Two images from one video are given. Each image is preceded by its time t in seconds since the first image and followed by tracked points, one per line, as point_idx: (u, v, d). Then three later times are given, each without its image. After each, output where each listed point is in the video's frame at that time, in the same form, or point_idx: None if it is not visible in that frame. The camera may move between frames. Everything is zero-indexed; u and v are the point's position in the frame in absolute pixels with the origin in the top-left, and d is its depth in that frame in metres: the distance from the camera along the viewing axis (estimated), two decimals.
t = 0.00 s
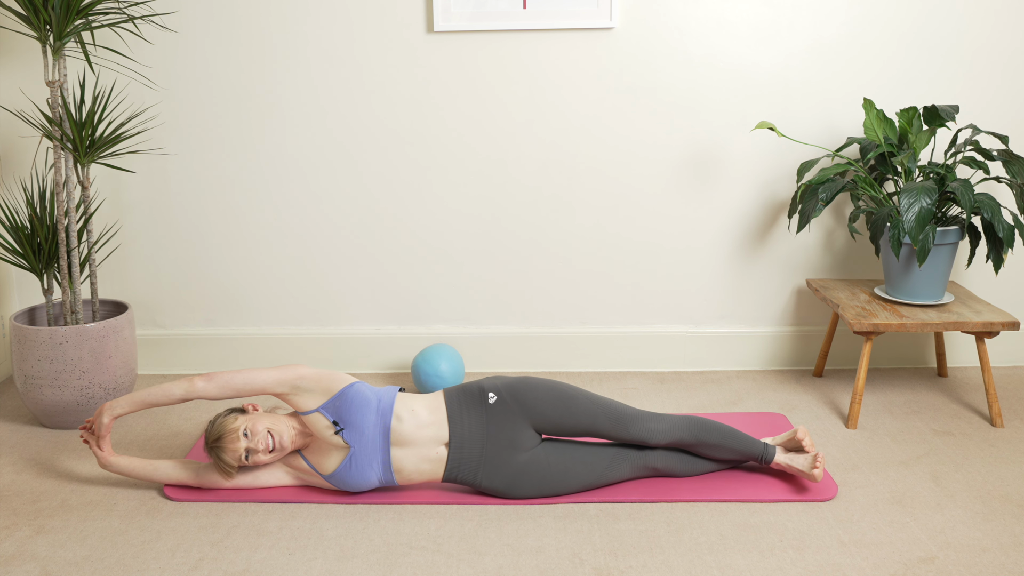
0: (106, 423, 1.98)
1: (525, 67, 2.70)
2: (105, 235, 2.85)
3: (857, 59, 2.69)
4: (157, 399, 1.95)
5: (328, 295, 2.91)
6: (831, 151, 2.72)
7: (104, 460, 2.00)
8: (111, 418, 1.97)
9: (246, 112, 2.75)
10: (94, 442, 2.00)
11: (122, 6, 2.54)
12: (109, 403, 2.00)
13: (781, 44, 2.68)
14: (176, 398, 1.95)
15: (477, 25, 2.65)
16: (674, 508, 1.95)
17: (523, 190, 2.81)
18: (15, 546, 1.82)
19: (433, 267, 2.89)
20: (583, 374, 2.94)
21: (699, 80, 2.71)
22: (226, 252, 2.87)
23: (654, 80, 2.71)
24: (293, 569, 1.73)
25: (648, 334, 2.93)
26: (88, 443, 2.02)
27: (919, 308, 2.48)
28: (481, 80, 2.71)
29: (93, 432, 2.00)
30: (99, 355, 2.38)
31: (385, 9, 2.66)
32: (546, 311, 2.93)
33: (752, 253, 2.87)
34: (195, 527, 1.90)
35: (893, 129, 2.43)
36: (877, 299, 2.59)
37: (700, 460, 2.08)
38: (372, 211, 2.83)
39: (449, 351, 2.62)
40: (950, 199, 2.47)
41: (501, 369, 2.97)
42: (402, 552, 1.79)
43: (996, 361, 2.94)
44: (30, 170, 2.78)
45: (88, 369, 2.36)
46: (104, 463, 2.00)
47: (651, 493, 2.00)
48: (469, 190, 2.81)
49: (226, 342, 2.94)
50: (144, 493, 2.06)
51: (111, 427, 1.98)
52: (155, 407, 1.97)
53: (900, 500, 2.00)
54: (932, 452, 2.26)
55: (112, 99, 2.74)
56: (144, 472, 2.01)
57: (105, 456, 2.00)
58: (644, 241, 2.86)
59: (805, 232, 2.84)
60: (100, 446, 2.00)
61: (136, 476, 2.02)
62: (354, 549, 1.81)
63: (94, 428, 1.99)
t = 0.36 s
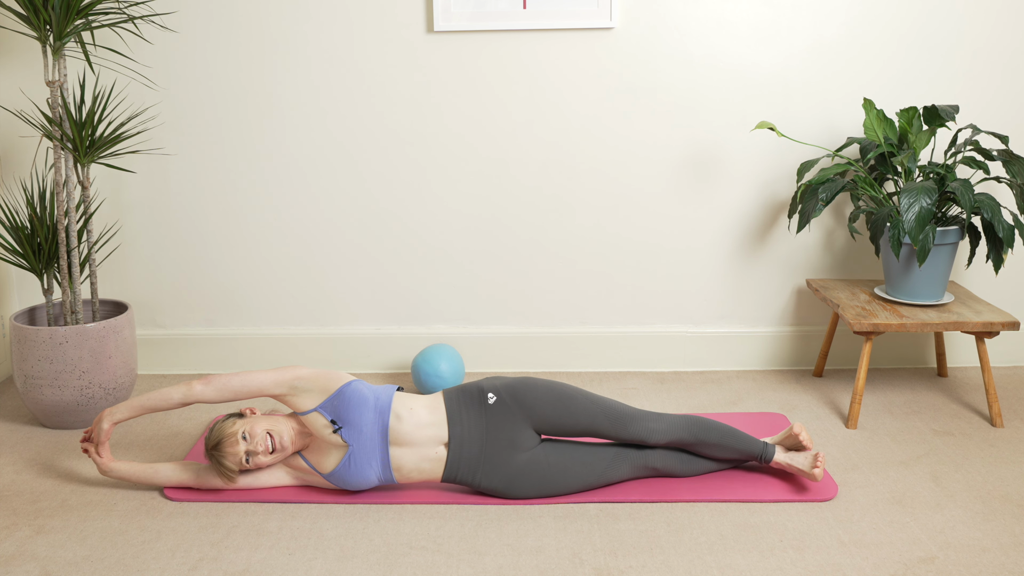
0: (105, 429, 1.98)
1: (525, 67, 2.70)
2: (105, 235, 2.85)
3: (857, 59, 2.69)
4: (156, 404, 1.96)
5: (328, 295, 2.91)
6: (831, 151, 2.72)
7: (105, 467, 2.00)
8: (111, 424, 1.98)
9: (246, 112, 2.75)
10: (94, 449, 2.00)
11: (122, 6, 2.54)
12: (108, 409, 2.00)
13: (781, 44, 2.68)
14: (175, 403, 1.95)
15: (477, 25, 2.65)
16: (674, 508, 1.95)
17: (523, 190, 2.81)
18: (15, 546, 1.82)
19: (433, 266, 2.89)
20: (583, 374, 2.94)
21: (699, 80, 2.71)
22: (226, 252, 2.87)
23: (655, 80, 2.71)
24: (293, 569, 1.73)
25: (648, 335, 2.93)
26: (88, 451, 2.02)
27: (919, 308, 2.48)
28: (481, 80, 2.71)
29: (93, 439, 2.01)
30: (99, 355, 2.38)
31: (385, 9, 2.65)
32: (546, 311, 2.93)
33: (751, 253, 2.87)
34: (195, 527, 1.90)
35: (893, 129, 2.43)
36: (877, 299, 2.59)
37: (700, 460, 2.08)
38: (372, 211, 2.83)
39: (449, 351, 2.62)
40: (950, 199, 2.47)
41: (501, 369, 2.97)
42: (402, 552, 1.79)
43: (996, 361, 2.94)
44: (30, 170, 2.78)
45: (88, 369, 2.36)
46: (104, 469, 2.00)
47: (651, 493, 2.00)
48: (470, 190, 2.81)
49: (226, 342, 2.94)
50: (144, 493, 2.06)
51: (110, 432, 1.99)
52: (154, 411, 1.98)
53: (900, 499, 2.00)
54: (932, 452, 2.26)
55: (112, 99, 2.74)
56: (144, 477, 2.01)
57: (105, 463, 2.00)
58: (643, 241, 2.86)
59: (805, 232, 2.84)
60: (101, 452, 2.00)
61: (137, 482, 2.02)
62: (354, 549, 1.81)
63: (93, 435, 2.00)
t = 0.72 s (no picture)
0: (105, 427, 1.98)
1: (525, 67, 2.70)
2: (105, 235, 2.85)
3: (857, 58, 2.69)
4: (155, 402, 1.96)
5: (328, 295, 2.91)
6: (831, 151, 2.72)
7: (104, 465, 2.00)
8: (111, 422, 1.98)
9: (246, 112, 2.75)
10: (94, 447, 2.01)
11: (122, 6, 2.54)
12: (108, 408, 2.01)
13: (781, 44, 2.68)
14: (173, 400, 1.95)
15: (477, 25, 2.65)
16: (674, 508, 1.95)
17: (523, 190, 2.81)
18: (15, 546, 1.82)
19: (433, 266, 2.89)
20: (583, 374, 2.94)
21: (699, 80, 2.71)
22: (226, 252, 2.87)
23: (655, 80, 2.71)
24: (293, 569, 1.73)
25: (648, 335, 2.93)
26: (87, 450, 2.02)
27: (919, 308, 2.48)
28: (481, 80, 2.71)
29: (93, 437, 2.01)
30: (99, 355, 2.38)
31: (385, 9, 2.65)
32: (546, 311, 2.93)
33: (751, 254, 2.87)
34: (195, 527, 1.90)
35: (893, 129, 2.43)
36: (877, 299, 2.59)
37: (699, 462, 2.08)
38: (372, 211, 2.83)
39: (449, 351, 2.62)
40: (950, 199, 2.47)
41: (500, 369, 2.97)
42: (402, 552, 1.79)
43: (996, 361, 2.94)
44: (30, 170, 2.78)
45: (88, 369, 2.36)
46: (104, 467, 2.00)
47: (651, 493, 2.00)
48: (470, 190, 2.81)
49: (226, 342, 2.94)
50: (144, 493, 2.06)
51: (109, 430, 1.99)
52: (154, 409, 1.98)
53: (900, 500, 2.00)
54: (932, 452, 2.26)
55: (112, 99, 2.74)
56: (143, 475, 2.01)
57: (104, 461, 2.00)
58: (643, 241, 2.86)
59: (805, 232, 2.84)
60: (101, 450, 2.00)
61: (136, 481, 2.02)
62: (354, 549, 1.81)
63: (93, 434, 2.00)
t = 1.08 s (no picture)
0: (109, 421, 1.99)
1: (525, 67, 2.70)
2: (105, 235, 2.85)
3: (857, 58, 2.69)
4: (158, 400, 1.96)
5: (328, 295, 2.91)
6: (831, 151, 2.72)
7: (106, 459, 2.00)
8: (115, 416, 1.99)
9: (245, 112, 2.74)
10: (96, 442, 2.01)
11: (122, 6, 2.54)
12: (112, 403, 2.02)
13: (781, 44, 2.68)
14: (178, 399, 1.96)
15: (477, 25, 2.65)
16: (674, 508, 1.96)
17: (523, 190, 2.81)
18: (15, 546, 1.82)
19: (433, 266, 2.89)
20: (583, 374, 2.94)
21: (699, 80, 2.71)
22: (226, 251, 2.87)
23: (655, 80, 2.71)
24: (293, 569, 1.73)
25: (648, 335, 2.93)
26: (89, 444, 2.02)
27: (919, 308, 2.48)
28: (481, 80, 2.71)
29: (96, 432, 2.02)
30: (99, 354, 2.38)
31: (385, 9, 2.65)
32: (546, 310, 2.93)
33: (751, 253, 2.87)
34: (195, 527, 1.90)
35: (893, 129, 2.43)
36: (877, 299, 2.59)
37: (701, 460, 2.08)
38: (372, 211, 2.83)
39: (449, 351, 2.62)
40: (950, 199, 2.47)
41: (500, 369, 2.97)
42: (402, 552, 1.79)
43: (996, 361, 2.94)
44: (30, 170, 2.78)
45: (88, 369, 2.36)
46: (105, 461, 2.01)
47: (652, 494, 2.00)
48: (470, 190, 2.81)
49: (226, 342, 2.94)
50: (144, 493, 2.06)
51: (113, 425, 2.00)
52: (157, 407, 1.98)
53: (900, 500, 2.00)
54: (932, 452, 2.26)
55: (112, 99, 2.74)
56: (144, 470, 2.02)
57: (106, 455, 2.01)
58: (643, 241, 2.86)
59: (805, 232, 2.84)
60: (103, 444, 2.01)
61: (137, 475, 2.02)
62: (354, 549, 1.81)
63: (96, 428, 2.01)
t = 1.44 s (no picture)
0: (108, 421, 2.00)
1: (525, 67, 2.70)
2: (105, 235, 2.85)
3: (857, 58, 2.69)
4: (157, 403, 1.97)
5: (328, 295, 2.91)
6: (831, 151, 2.72)
7: (107, 459, 2.00)
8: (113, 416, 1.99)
9: (245, 112, 2.74)
10: (96, 443, 2.01)
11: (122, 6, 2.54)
12: (110, 402, 2.03)
13: (781, 44, 2.68)
14: (176, 403, 1.97)
15: (477, 25, 2.65)
16: (674, 508, 1.95)
17: (523, 190, 2.81)
18: (15, 546, 1.82)
19: (433, 266, 2.89)
20: (583, 374, 2.94)
21: (699, 80, 2.71)
22: (226, 251, 2.87)
23: (655, 80, 2.71)
24: (293, 569, 1.73)
25: (648, 335, 2.93)
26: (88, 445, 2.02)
27: (919, 308, 2.48)
28: (480, 80, 2.72)
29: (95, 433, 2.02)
30: (99, 354, 2.38)
31: (385, 9, 2.65)
32: (546, 310, 2.93)
33: (752, 253, 2.87)
34: (195, 527, 1.90)
35: (893, 129, 2.43)
36: (877, 299, 2.59)
37: (701, 460, 2.08)
38: (372, 211, 2.83)
39: (449, 351, 2.62)
40: (950, 199, 2.47)
41: (500, 369, 2.97)
42: (402, 552, 1.79)
43: (996, 361, 2.94)
44: (30, 170, 2.78)
45: (88, 369, 2.36)
46: (105, 461, 2.01)
47: (652, 494, 2.00)
48: (469, 190, 2.81)
49: (226, 342, 2.94)
50: (144, 493, 2.06)
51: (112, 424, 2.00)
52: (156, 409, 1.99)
53: (900, 500, 2.00)
54: (932, 452, 2.26)
55: (112, 99, 2.74)
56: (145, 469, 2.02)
57: (105, 455, 2.00)
58: (643, 241, 2.86)
59: (805, 232, 2.84)
60: (103, 444, 2.01)
61: (138, 475, 2.02)
62: (354, 549, 1.81)
63: (95, 429, 2.01)
